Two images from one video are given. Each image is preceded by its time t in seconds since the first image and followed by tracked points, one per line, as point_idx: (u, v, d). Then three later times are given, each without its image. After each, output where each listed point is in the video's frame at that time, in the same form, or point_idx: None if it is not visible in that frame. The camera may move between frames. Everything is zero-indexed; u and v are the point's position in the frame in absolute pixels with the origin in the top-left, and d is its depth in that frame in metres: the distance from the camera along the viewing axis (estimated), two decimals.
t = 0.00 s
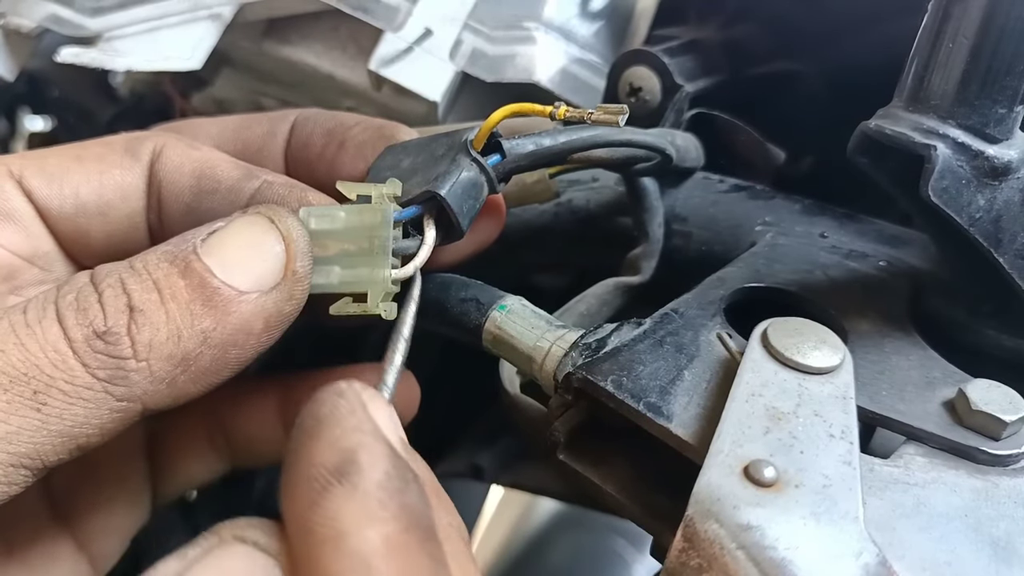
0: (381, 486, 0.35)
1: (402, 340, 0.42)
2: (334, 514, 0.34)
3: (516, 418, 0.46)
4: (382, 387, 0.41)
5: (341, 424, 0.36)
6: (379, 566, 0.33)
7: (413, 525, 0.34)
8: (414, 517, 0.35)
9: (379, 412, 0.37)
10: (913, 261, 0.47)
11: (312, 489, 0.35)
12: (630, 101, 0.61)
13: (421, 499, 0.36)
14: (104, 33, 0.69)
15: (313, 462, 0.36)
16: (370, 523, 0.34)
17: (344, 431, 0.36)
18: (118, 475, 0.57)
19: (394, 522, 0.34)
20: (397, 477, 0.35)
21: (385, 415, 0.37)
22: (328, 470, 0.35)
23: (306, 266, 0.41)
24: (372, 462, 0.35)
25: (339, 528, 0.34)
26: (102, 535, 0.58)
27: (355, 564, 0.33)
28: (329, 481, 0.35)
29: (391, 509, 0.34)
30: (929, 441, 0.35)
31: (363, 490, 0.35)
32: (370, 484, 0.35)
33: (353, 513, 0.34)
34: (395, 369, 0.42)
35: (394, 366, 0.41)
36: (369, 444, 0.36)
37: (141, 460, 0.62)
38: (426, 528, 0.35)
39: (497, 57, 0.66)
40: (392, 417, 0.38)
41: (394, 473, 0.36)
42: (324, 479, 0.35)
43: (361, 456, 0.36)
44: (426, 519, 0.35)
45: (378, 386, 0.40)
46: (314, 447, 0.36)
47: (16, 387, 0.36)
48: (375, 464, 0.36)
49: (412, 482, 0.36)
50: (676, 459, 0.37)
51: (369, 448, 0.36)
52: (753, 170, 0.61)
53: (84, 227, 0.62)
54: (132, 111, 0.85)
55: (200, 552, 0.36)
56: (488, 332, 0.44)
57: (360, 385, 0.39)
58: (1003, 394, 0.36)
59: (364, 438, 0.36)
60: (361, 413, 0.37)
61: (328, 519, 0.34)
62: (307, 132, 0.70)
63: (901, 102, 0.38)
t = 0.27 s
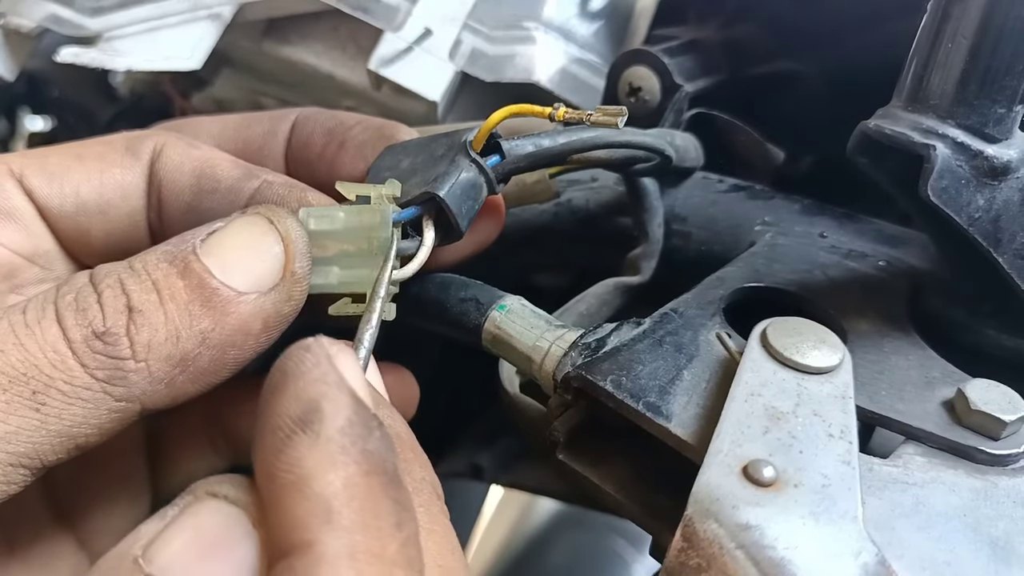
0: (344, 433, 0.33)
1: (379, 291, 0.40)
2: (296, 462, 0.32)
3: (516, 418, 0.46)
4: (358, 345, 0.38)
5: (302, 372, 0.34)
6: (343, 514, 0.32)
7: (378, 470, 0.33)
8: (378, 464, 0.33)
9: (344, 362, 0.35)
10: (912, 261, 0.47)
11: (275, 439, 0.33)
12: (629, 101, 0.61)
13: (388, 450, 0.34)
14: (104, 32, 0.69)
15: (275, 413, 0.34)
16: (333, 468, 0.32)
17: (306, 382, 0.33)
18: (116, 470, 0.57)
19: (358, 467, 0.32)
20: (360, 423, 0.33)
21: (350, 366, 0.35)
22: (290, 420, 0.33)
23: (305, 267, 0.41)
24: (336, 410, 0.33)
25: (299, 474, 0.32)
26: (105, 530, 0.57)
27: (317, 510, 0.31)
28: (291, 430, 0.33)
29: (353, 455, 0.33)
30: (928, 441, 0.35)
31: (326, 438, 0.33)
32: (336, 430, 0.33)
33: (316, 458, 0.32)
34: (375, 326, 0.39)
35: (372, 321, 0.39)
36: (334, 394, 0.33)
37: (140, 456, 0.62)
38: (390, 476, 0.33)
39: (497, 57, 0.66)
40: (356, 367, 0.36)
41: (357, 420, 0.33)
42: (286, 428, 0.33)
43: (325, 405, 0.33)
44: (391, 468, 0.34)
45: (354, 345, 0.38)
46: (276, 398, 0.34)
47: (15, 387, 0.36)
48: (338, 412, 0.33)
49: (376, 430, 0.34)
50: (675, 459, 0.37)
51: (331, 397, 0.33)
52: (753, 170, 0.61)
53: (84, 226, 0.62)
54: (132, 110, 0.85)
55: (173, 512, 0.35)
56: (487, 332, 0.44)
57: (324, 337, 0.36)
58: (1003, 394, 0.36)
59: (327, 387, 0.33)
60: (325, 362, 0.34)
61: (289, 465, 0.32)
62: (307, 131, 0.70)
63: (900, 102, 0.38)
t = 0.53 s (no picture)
0: (347, 437, 0.33)
1: (384, 299, 0.40)
2: (299, 467, 0.32)
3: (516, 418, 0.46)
4: (362, 352, 0.38)
5: (305, 378, 0.34)
6: (348, 517, 0.32)
7: (382, 473, 0.33)
8: (382, 467, 0.33)
9: (347, 368, 0.35)
10: (912, 261, 0.47)
11: (278, 444, 0.33)
12: (630, 101, 0.61)
13: (392, 454, 0.34)
14: (104, 32, 0.69)
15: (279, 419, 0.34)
16: (336, 472, 0.32)
17: (309, 388, 0.34)
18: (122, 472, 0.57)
19: (361, 471, 0.33)
20: (364, 428, 0.34)
21: (355, 372, 0.35)
22: (294, 425, 0.33)
23: (306, 267, 0.41)
24: (339, 415, 0.33)
25: (303, 478, 0.32)
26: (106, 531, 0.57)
27: (321, 513, 0.32)
28: (295, 434, 0.33)
29: (357, 459, 0.33)
30: (928, 441, 0.35)
31: (330, 443, 0.33)
32: (340, 434, 0.33)
33: (320, 462, 0.32)
34: (379, 334, 0.39)
35: (376, 329, 0.39)
36: (337, 400, 0.34)
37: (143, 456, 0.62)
38: (394, 479, 0.33)
39: (497, 57, 0.66)
40: (361, 374, 0.35)
41: (361, 425, 0.34)
42: (290, 433, 0.33)
43: (328, 411, 0.33)
44: (396, 473, 0.34)
45: (359, 353, 0.38)
46: (280, 403, 0.34)
47: (16, 389, 0.36)
48: (342, 417, 0.33)
49: (380, 434, 0.34)
50: (675, 459, 0.37)
51: (335, 402, 0.34)
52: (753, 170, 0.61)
53: (85, 226, 0.62)
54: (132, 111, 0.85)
55: (179, 513, 0.35)
56: (488, 332, 0.44)
57: (328, 344, 0.36)
58: (1003, 394, 0.36)
59: (331, 392, 0.34)
60: (329, 368, 0.34)
61: (293, 469, 0.32)
62: (307, 132, 0.70)
63: (901, 102, 0.38)
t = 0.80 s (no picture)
0: (335, 438, 0.33)
1: (380, 301, 0.40)
2: (287, 468, 0.32)
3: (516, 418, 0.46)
4: (357, 356, 0.38)
5: (295, 380, 0.34)
6: (335, 517, 0.31)
7: (371, 474, 0.33)
8: (371, 468, 0.33)
9: (338, 370, 0.35)
10: (912, 260, 0.47)
11: (267, 445, 0.33)
12: (630, 101, 0.61)
13: (383, 456, 0.34)
14: (104, 32, 0.69)
15: (268, 421, 0.34)
16: (324, 473, 0.32)
17: (299, 389, 0.34)
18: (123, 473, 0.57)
19: (350, 471, 0.32)
20: (353, 429, 0.34)
21: (347, 375, 0.35)
22: (282, 426, 0.33)
23: (306, 268, 0.41)
24: (328, 416, 0.33)
25: (291, 479, 0.32)
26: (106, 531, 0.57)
27: (309, 514, 0.31)
28: (283, 436, 0.33)
29: (345, 460, 0.33)
30: (929, 441, 0.35)
31: (318, 443, 0.33)
32: (328, 434, 0.33)
33: (308, 462, 0.32)
34: (375, 339, 0.39)
35: (372, 332, 0.38)
36: (326, 400, 0.34)
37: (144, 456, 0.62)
38: (384, 479, 0.33)
39: (497, 57, 0.66)
40: (352, 377, 0.36)
41: (350, 426, 0.34)
42: (278, 434, 0.33)
43: (317, 411, 0.34)
44: (386, 474, 0.34)
45: (353, 357, 0.38)
46: (269, 405, 0.34)
47: (17, 391, 0.36)
48: (331, 417, 0.34)
49: (370, 435, 0.34)
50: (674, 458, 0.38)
51: (323, 403, 0.34)
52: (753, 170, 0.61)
53: (85, 226, 0.62)
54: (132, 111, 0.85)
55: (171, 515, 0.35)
56: (488, 332, 0.44)
57: (319, 347, 0.36)
58: (1003, 394, 0.36)
59: (320, 393, 0.34)
60: (318, 369, 0.34)
61: (281, 470, 0.32)
62: (307, 131, 0.69)
63: (901, 102, 0.38)
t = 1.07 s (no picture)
0: (319, 429, 0.33)
1: (377, 302, 0.39)
2: (269, 459, 0.32)
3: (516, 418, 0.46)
4: (353, 355, 0.38)
5: (280, 373, 0.34)
6: (317, 507, 0.31)
7: (356, 466, 0.33)
8: (356, 460, 0.33)
9: (326, 365, 0.35)
10: (912, 260, 0.47)
11: (251, 438, 0.33)
12: (630, 101, 0.61)
13: (369, 449, 0.34)
14: (104, 32, 0.69)
15: (255, 415, 0.34)
16: (307, 463, 0.32)
17: (284, 382, 0.34)
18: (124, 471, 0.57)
19: (333, 462, 0.32)
20: (338, 421, 0.34)
21: (334, 370, 0.35)
22: (267, 419, 0.33)
23: (306, 269, 0.41)
24: (312, 407, 0.33)
25: (273, 469, 0.32)
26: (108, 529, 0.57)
27: (291, 504, 0.31)
28: (266, 428, 0.33)
29: (328, 451, 0.33)
30: (929, 441, 0.35)
31: (301, 435, 0.33)
32: (311, 426, 0.33)
33: (291, 453, 0.32)
34: (371, 338, 0.38)
35: (368, 331, 0.38)
36: (309, 393, 0.34)
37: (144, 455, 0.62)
38: (369, 471, 0.33)
39: (497, 56, 0.66)
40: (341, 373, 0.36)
41: (335, 418, 0.34)
42: (262, 427, 0.33)
43: (301, 404, 0.34)
44: (372, 466, 0.33)
45: (348, 358, 0.38)
46: (255, 399, 0.34)
47: (17, 391, 0.36)
48: (314, 409, 0.33)
49: (355, 427, 0.34)
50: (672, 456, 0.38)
51: (308, 395, 0.34)
52: (753, 170, 0.61)
53: (85, 226, 0.62)
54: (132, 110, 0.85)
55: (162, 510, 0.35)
56: (488, 332, 0.44)
57: (307, 342, 0.36)
58: (1003, 394, 0.36)
59: (304, 385, 0.34)
60: (304, 364, 0.35)
61: (264, 462, 0.32)
62: (307, 131, 0.69)
63: (901, 102, 0.38)
